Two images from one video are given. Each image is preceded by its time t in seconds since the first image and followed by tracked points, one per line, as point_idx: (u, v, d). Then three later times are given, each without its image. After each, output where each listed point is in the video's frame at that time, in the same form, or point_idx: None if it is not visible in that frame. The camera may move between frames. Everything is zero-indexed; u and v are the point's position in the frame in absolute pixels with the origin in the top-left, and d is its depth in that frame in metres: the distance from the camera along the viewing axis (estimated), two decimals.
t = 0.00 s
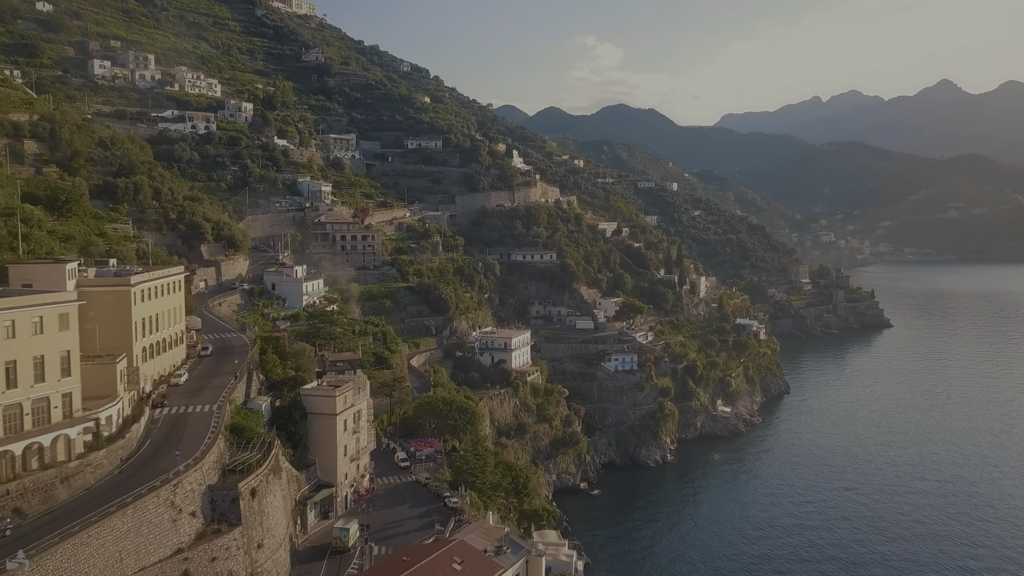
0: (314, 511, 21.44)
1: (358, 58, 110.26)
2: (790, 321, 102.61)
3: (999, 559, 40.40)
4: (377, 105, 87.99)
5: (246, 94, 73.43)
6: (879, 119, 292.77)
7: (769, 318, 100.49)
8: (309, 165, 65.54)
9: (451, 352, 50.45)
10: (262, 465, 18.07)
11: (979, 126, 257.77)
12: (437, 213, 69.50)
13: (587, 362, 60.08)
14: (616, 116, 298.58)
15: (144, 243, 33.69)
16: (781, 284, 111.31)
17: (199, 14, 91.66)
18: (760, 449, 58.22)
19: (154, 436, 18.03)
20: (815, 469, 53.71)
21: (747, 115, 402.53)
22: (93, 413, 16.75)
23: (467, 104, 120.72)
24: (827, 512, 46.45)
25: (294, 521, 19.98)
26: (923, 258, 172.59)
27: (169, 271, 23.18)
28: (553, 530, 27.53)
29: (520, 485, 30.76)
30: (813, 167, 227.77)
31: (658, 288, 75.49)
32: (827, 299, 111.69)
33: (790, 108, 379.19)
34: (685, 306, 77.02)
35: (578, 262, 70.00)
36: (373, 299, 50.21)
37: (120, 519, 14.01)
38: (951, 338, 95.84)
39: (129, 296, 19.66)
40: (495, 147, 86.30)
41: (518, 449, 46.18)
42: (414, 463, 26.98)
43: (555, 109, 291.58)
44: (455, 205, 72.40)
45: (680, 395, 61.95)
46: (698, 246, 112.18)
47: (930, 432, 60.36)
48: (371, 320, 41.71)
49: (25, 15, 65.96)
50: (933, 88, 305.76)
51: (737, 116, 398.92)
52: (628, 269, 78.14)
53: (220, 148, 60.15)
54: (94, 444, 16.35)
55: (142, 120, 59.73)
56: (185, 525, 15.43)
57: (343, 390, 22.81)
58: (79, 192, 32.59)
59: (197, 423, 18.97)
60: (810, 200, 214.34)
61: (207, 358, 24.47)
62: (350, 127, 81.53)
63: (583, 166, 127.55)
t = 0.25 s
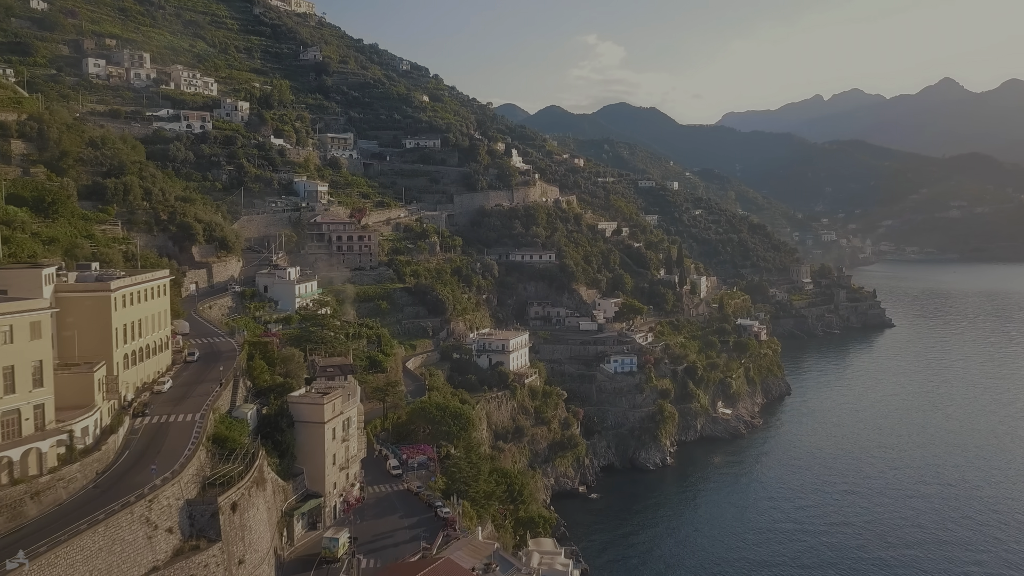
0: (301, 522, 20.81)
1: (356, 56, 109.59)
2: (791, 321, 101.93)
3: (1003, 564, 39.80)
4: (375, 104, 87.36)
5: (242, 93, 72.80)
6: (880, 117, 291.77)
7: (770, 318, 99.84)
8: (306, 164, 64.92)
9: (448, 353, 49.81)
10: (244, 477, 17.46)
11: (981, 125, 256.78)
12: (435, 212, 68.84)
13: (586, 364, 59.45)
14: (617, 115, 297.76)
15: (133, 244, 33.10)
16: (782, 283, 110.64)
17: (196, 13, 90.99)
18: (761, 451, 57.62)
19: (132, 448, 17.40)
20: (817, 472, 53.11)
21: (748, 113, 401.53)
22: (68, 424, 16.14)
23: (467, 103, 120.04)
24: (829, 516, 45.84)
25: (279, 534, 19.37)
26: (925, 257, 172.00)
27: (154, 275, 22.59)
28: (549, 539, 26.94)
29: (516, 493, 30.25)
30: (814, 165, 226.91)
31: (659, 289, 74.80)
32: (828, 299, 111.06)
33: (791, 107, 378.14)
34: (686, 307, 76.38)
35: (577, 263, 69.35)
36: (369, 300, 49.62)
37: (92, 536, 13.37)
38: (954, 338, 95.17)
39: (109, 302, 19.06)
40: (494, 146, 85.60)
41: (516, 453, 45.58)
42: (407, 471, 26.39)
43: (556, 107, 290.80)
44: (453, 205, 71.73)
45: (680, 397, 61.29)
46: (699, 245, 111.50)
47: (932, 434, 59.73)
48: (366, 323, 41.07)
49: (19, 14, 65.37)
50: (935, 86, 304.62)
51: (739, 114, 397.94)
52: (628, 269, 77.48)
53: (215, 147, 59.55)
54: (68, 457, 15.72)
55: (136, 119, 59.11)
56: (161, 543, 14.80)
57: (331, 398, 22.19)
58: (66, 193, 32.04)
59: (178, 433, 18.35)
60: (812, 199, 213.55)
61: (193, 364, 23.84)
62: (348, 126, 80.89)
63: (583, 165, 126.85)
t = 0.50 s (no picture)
0: (287, 533, 20.19)
1: (355, 55, 108.90)
2: (792, 321, 101.29)
3: (1006, 570, 39.25)
4: (373, 103, 86.78)
5: (238, 92, 72.20)
6: (882, 116, 290.84)
7: (771, 319, 99.22)
8: (302, 164, 64.34)
9: (444, 356, 49.19)
10: (224, 490, 16.82)
11: (983, 124, 255.91)
12: (433, 212, 68.24)
13: (585, 366, 58.85)
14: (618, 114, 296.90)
15: (122, 246, 32.53)
16: (783, 283, 110.02)
17: (193, 11, 90.38)
18: (761, 453, 57.11)
19: (109, 460, 16.76)
20: (818, 474, 52.58)
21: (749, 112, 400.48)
22: (40, 435, 15.55)
23: (466, 102, 119.44)
24: (830, 520, 45.27)
25: (263, 546, 18.76)
26: (926, 256, 171.44)
27: (136, 279, 22.00)
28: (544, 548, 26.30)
29: (510, 501, 29.31)
30: (815, 164, 226.10)
31: (658, 289, 74.20)
32: (830, 298, 110.47)
33: (793, 105, 377.11)
34: (685, 308, 75.76)
35: (576, 263, 68.72)
36: (365, 302, 49.10)
37: (60, 557, 12.74)
38: (955, 339, 94.57)
39: (87, 308, 18.48)
40: (493, 145, 84.95)
41: (512, 457, 44.98)
42: (397, 478, 25.75)
43: (557, 106, 289.91)
44: (451, 204, 71.10)
45: (679, 399, 60.70)
46: (699, 245, 110.86)
47: (934, 436, 59.16)
48: (360, 325, 40.44)
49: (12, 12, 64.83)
50: (937, 85, 303.60)
51: (740, 113, 396.98)
52: (627, 269, 76.85)
53: (210, 147, 58.98)
54: (39, 470, 15.13)
55: (131, 119, 58.55)
56: (135, 561, 14.19)
57: (319, 406, 21.51)
58: (52, 195, 31.41)
59: (158, 443, 17.77)
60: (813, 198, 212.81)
61: (178, 371, 23.21)
62: (345, 125, 80.28)
63: (583, 164, 126.21)
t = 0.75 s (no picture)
0: (270, 548, 19.48)
1: (353, 53, 108.07)
2: (794, 321, 100.52)
3: None
4: (371, 101, 86.05)
5: (234, 90, 71.47)
6: (884, 114, 289.72)
7: (772, 319, 98.43)
8: (298, 164, 63.63)
9: (440, 358, 48.46)
10: (200, 507, 16.12)
11: (986, 122, 254.76)
12: (430, 212, 67.50)
13: (584, 368, 58.14)
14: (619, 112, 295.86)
15: (109, 248, 31.82)
16: (785, 283, 109.22)
17: (189, 9, 89.66)
18: (762, 456, 56.43)
19: (79, 476, 16.08)
20: (820, 477, 51.95)
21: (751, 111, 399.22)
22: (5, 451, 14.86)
23: (465, 100, 118.64)
24: (832, 525, 44.56)
25: (242, 563, 18.05)
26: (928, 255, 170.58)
27: (115, 285, 21.30)
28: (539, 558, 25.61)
29: (503, 510, 28.73)
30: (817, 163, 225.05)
31: (658, 290, 73.45)
32: (831, 298, 109.66)
33: (794, 104, 375.94)
34: (686, 308, 75.00)
35: (575, 263, 67.97)
36: (360, 304, 48.42)
37: None
38: (958, 339, 93.83)
39: (61, 316, 17.80)
40: (491, 144, 84.19)
41: (509, 462, 44.28)
42: (386, 488, 25.13)
43: (558, 105, 288.95)
44: (449, 204, 70.34)
45: (679, 401, 59.93)
46: (700, 245, 110.00)
47: (938, 438, 58.46)
48: (354, 328, 39.68)
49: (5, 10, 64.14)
50: (939, 83, 302.35)
51: (741, 111, 395.74)
52: (627, 270, 76.08)
53: (205, 146, 58.27)
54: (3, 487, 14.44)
55: (124, 118, 57.88)
56: None
57: (304, 415, 20.79)
58: (36, 196, 30.69)
59: (132, 457, 17.08)
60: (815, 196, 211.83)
61: (160, 379, 22.51)
62: (342, 124, 79.52)
63: (583, 163, 125.36)
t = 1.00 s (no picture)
0: (254, 562, 18.85)
1: (351, 52, 107.38)
2: (795, 321, 99.85)
3: None
4: (369, 100, 85.43)
5: (230, 90, 70.86)
6: (885, 113, 288.80)
7: (773, 319, 97.75)
8: (294, 164, 62.99)
9: (436, 361, 47.82)
10: (177, 523, 15.53)
11: (988, 121, 253.80)
12: (428, 212, 66.86)
13: (582, 370, 57.49)
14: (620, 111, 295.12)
15: (95, 251, 31.19)
16: (786, 283, 108.56)
17: (186, 7, 89.07)
18: (762, 459, 55.82)
19: (51, 492, 15.49)
20: (821, 480, 51.38)
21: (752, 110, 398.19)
22: None
23: (465, 100, 118.01)
24: (833, 530, 43.95)
25: None
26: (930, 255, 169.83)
27: (96, 291, 20.70)
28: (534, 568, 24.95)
29: (497, 518, 28.09)
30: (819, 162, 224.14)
31: (658, 291, 72.82)
32: (833, 298, 108.96)
33: (796, 103, 374.96)
34: (686, 309, 74.33)
35: (574, 264, 67.30)
36: (355, 306, 47.83)
37: None
38: (960, 340, 93.23)
39: (36, 324, 17.21)
40: (490, 144, 83.56)
41: (506, 466, 43.66)
42: (377, 496, 24.54)
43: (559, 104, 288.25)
44: (447, 204, 69.68)
45: (679, 404, 59.29)
46: (701, 244, 109.26)
47: (940, 441, 57.87)
48: (347, 332, 39.11)
49: None
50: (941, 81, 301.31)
51: (743, 110, 394.76)
52: (627, 270, 75.42)
53: (200, 146, 57.68)
54: None
55: (118, 117, 57.30)
56: None
57: (289, 425, 20.15)
58: (21, 198, 30.13)
59: (107, 470, 16.47)
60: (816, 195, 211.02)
61: (144, 385, 21.90)
62: (340, 123, 78.89)
63: (583, 162, 124.66)
